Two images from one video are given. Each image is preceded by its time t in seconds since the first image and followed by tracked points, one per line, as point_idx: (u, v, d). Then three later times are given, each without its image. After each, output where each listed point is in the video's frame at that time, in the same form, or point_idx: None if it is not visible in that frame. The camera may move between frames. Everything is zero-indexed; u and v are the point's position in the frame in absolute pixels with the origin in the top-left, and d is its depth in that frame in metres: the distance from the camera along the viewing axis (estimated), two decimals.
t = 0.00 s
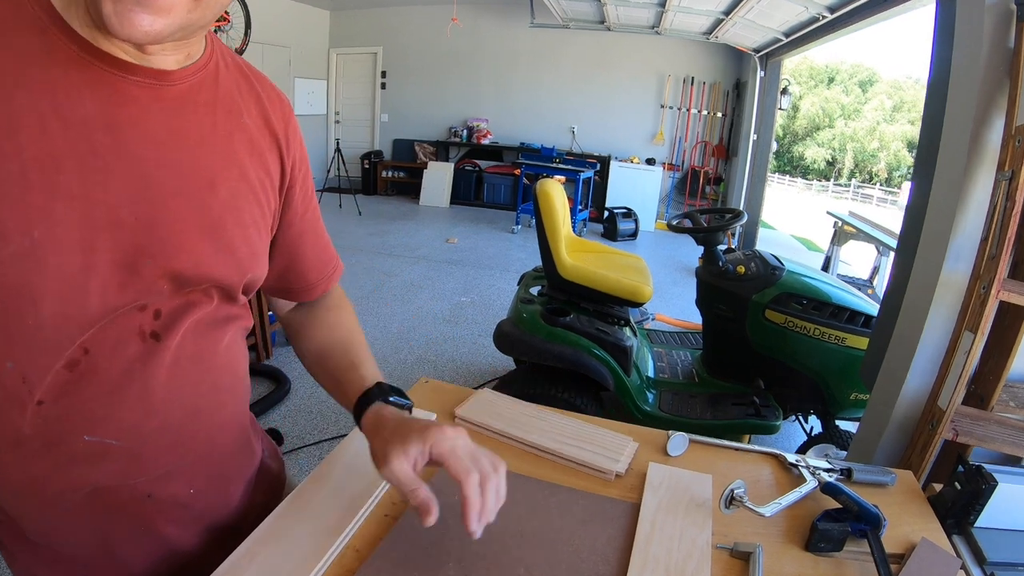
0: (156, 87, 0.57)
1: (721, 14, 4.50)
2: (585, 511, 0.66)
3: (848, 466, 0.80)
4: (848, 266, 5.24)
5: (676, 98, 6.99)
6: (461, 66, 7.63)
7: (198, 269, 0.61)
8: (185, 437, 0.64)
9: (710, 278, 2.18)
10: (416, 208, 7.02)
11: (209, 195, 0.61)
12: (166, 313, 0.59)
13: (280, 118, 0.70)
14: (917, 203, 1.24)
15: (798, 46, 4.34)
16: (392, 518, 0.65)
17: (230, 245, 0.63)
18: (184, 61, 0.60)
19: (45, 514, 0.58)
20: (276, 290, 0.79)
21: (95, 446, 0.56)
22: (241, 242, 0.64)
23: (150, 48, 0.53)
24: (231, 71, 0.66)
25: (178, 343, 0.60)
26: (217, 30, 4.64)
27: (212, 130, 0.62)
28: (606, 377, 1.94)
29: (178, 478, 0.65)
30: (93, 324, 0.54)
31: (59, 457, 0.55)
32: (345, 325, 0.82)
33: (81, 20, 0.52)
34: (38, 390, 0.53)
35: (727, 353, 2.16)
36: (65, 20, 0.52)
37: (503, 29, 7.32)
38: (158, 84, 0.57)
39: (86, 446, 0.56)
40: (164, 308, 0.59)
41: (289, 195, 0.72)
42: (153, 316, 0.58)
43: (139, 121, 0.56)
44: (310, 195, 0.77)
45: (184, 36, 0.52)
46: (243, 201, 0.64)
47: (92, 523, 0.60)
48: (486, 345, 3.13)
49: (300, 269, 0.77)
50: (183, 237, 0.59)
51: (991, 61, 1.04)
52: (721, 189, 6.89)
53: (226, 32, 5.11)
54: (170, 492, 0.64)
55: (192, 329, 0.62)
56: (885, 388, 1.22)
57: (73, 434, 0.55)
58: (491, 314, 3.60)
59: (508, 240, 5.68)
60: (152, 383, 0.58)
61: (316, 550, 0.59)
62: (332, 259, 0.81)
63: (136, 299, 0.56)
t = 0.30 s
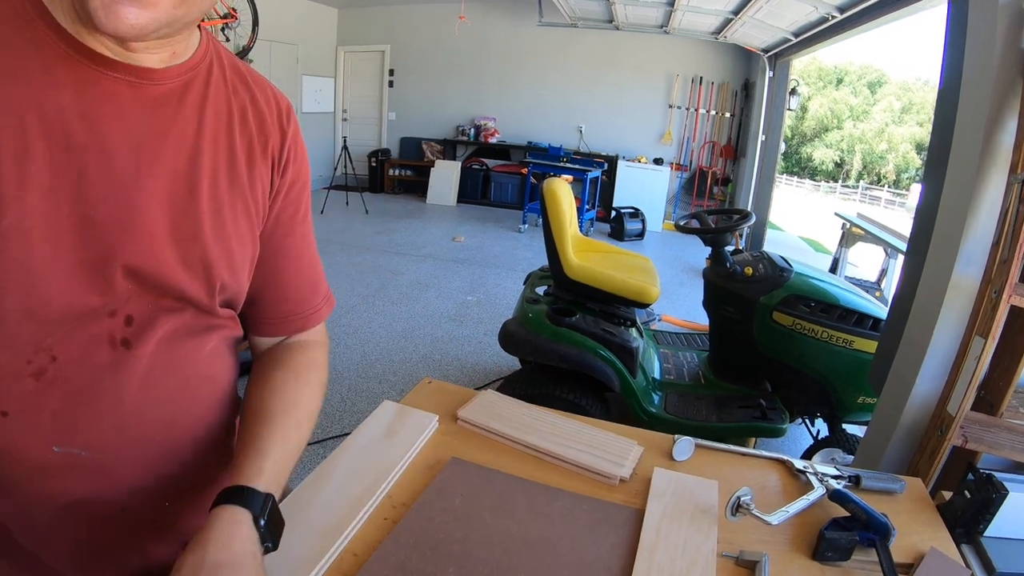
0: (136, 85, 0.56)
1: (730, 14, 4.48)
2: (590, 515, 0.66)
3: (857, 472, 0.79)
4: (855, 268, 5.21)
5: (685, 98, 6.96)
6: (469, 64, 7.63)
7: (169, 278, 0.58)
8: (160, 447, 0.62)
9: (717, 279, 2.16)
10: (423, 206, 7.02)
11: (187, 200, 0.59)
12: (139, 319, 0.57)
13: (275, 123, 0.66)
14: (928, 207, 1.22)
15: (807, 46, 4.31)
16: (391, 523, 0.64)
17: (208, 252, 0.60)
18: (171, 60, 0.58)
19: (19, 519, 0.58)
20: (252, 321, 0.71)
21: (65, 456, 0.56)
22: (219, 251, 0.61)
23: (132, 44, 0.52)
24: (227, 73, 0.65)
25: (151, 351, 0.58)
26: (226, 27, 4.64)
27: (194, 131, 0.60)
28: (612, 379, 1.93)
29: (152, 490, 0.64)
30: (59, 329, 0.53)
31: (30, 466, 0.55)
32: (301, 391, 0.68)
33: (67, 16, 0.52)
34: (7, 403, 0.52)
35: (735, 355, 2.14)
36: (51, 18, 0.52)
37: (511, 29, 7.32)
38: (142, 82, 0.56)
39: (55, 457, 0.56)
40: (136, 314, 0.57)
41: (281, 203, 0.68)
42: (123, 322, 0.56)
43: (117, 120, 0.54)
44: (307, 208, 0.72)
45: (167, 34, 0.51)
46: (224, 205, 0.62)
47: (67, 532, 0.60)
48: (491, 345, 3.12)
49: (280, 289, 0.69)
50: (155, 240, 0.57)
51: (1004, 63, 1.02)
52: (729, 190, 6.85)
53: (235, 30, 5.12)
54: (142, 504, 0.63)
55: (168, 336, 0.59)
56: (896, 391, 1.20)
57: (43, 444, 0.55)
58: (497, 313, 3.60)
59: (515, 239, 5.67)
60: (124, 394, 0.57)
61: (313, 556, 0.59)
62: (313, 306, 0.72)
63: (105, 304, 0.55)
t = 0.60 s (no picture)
0: (115, 76, 0.56)
1: (738, 14, 4.45)
2: (593, 517, 0.65)
3: (863, 477, 0.78)
4: (863, 271, 5.19)
5: (692, 99, 6.93)
6: (476, 64, 7.63)
7: (160, 272, 0.59)
8: (156, 447, 0.63)
9: (724, 280, 2.15)
10: (429, 205, 7.02)
11: (174, 191, 0.60)
12: (131, 315, 0.58)
13: (259, 106, 0.67)
14: (938, 207, 1.20)
15: (816, 47, 4.29)
16: (392, 522, 0.64)
17: (199, 245, 0.62)
18: (150, 46, 0.58)
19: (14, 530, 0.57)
20: (252, 302, 0.73)
21: (60, 459, 0.56)
22: (210, 243, 0.62)
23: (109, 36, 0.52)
24: (208, 57, 0.65)
25: (145, 348, 0.59)
26: (234, 25, 4.64)
27: (178, 122, 0.60)
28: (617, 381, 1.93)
29: (149, 492, 0.64)
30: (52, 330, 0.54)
31: (26, 474, 0.55)
32: (308, 359, 0.72)
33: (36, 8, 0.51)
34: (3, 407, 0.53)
35: (740, 357, 2.13)
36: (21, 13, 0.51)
37: (519, 29, 7.32)
38: (122, 72, 0.56)
39: (52, 460, 0.56)
40: (127, 310, 0.58)
41: (271, 189, 0.69)
42: (114, 321, 0.57)
43: (99, 115, 0.55)
44: (299, 189, 0.74)
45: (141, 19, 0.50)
46: (214, 197, 0.63)
47: (66, 539, 0.60)
48: (496, 345, 3.11)
49: (278, 274, 0.71)
50: (145, 236, 0.58)
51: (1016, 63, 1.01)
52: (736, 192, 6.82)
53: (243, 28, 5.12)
54: (141, 505, 0.64)
55: (163, 330, 0.61)
56: (902, 393, 1.18)
57: (38, 448, 0.55)
58: (502, 312, 3.60)
59: (521, 239, 5.66)
60: (119, 391, 0.58)
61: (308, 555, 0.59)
62: (313, 275, 0.74)
63: (96, 303, 0.56)
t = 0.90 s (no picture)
0: (98, 72, 0.55)
1: (744, 15, 4.44)
2: (595, 523, 0.65)
3: (868, 483, 0.77)
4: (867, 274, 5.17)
5: (697, 100, 6.92)
6: (481, 64, 7.64)
7: (162, 264, 0.60)
8: (168, 442, 0.63)
9: (728, 283, 2.14)
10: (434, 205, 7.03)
11: (170, 182, 0.60)
12: (135, 312, 0.58)
13: (242, 88, 0.69)
14: (944, 210, 1.19)
15: (822, 49, 4.27)
16: (393, 524, 0.64)
17: (198, 234, 0.63)
18: (130, 36, 0.58)
19: (38, 528, 0.58)
20: (247, 277, 0.76)
21: (79, 460, 0.56)
22: (207, 230, 0.64)
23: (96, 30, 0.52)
24: (184, 43, 0.65)
25: (153, 342, 0.59)
26: (239, 24, 4.64)
27: (164, 113, 0.60)
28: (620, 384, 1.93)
29: (162, 484, 0.64)
30: (56, 333, 0.53)
31: (46, 478, 0.55)
32: (327, 307, 0.77)
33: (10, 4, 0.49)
34: (13, 416, 0.52)
35: (744, 359, 2.12)
36: None
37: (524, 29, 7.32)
38: (105, 66, 0.55)
39: (71, 462, 0.56)
40: (132, 308, 0.58)
41: (258, 174, 0.72)
42: (119, 319, 0.57)
43: (87, 111, 0.54)
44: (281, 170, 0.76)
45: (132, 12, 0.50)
46: (209, 185, 0.64)
47: (87, 535, 0.61)
48: (499, 346, 3.11)
49: (272, 249, 0.75)
50: (145, 229, 0.58)
51: None
52: (740, 193, 6.80)
53: (249, 27, 5.11)
54: (154, 499, 0.64)
55: (168, 323, 0.61)
56: (906, 398, 1.18)
57: (57, 451, 0.55)
58: (505, 313, 3.60)
59: (526, 239, 5.66)
60: (132, 387, 0.58)
61: (313, 554, 0.60)
62: (309, 238, 0.79)
63: (98, 302, 0.55)
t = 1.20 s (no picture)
0: (140, 52, 0.57)
1: (747, 16, 4.43)
2: (595, 526, 0.65)
3: (870, 486, 0.78)
4: (870, 275, 5.18)
5: (700, 101, 6.91)
6: (484, 65, 7.64)
7: (199, 234, 0.61)
8: (201, 415, 0.63)
9: (731, 284, 2.15)
10: (437, 206, 7.03)
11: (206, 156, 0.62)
12: (174, 280, 0.59)
13: (270, 74, 0.71)
14: (946, 213, 1.20)
15: (824, 50, 4.27)
16: (396, 528, 0.65)
17: (232, 208, 0.64)
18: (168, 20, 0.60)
19: (72, 494, 0.58)
20: (279, 257, 0.80)
21: (112, 422, 0.56)
22: (241, 202, 0.65)
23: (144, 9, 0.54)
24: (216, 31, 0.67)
25: (190, 310, 0.60)
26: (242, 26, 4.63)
27: (199, 90, 0.62)
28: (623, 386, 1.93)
29: (194, 455, 0.64)
30: (99, 295, 0.54)
31: (79, 438, 0.55)
32: (365, 274, 0.83)
33: None
34: (51, 371, 0.52)
35: (747, 360, 2.12)
36: None
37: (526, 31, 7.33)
38: (144, 44, 0.58)
39: (104, 422, 0.56)
40: (171, 278, 0.59)
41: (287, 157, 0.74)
42: (159, 285, 0.58)
43: (128, 84, 0.56)
44: (308, 157, 0.78)
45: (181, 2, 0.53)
46: (242, 160, 0.65)
47: (117, 507, 0.61)
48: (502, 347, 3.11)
49: (301, 231, 0.79)
50: (183, 199, 0.60)
51: None
52: (743, 195, 6.80)
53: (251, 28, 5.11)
54: (187, 469, 0.64)
55: (204, 296, 0.62)
56: (908, 401, 1.18)
57: (91, 411, 0.55)
58: (508, 314, 3.61)
59: (528, 241, 5.67)
60: (168, 354, 0.58)
61: (319, 553, 0.60)
62: (331, 216, 0.83)
63: (139, 268, 0.56)
